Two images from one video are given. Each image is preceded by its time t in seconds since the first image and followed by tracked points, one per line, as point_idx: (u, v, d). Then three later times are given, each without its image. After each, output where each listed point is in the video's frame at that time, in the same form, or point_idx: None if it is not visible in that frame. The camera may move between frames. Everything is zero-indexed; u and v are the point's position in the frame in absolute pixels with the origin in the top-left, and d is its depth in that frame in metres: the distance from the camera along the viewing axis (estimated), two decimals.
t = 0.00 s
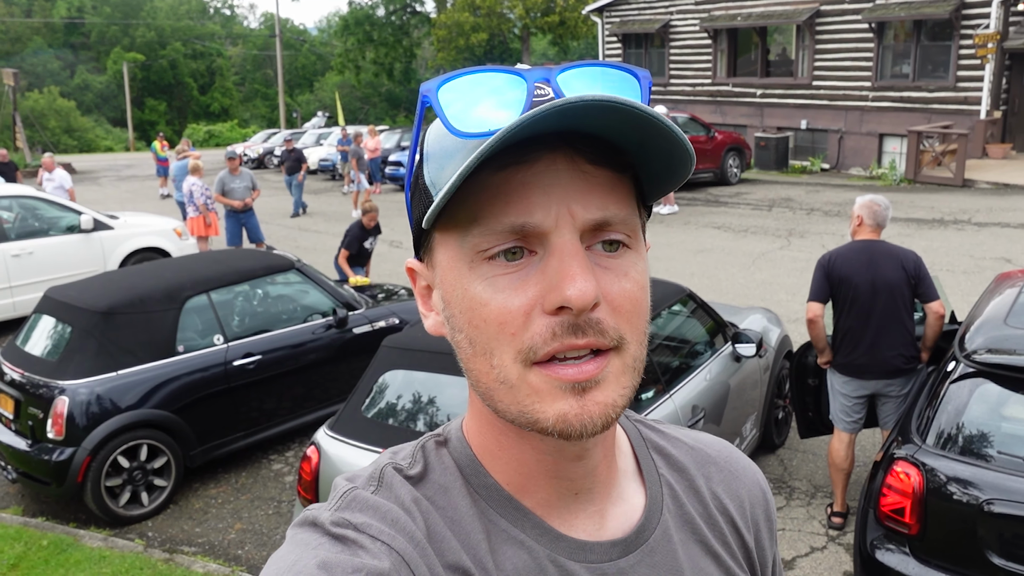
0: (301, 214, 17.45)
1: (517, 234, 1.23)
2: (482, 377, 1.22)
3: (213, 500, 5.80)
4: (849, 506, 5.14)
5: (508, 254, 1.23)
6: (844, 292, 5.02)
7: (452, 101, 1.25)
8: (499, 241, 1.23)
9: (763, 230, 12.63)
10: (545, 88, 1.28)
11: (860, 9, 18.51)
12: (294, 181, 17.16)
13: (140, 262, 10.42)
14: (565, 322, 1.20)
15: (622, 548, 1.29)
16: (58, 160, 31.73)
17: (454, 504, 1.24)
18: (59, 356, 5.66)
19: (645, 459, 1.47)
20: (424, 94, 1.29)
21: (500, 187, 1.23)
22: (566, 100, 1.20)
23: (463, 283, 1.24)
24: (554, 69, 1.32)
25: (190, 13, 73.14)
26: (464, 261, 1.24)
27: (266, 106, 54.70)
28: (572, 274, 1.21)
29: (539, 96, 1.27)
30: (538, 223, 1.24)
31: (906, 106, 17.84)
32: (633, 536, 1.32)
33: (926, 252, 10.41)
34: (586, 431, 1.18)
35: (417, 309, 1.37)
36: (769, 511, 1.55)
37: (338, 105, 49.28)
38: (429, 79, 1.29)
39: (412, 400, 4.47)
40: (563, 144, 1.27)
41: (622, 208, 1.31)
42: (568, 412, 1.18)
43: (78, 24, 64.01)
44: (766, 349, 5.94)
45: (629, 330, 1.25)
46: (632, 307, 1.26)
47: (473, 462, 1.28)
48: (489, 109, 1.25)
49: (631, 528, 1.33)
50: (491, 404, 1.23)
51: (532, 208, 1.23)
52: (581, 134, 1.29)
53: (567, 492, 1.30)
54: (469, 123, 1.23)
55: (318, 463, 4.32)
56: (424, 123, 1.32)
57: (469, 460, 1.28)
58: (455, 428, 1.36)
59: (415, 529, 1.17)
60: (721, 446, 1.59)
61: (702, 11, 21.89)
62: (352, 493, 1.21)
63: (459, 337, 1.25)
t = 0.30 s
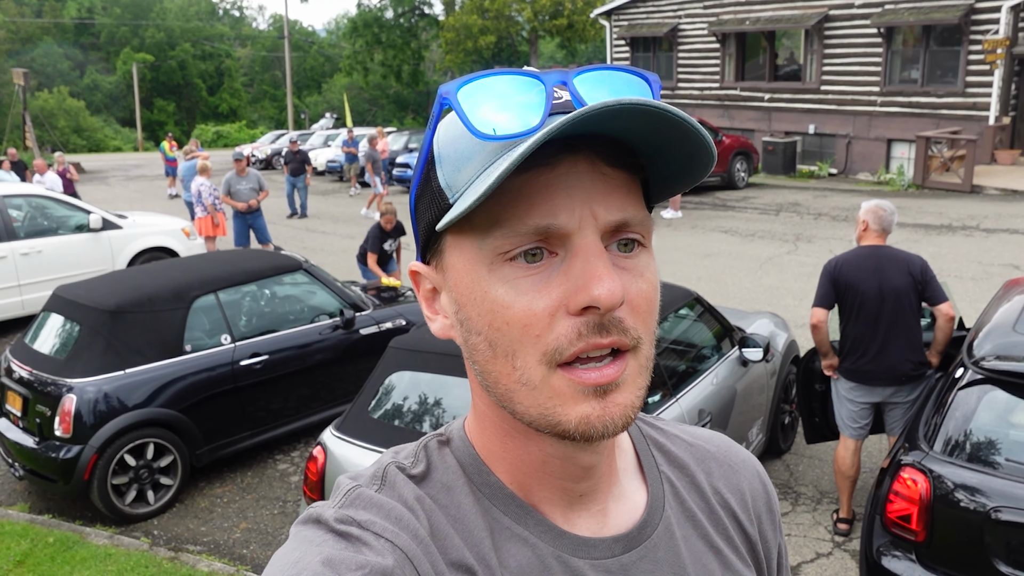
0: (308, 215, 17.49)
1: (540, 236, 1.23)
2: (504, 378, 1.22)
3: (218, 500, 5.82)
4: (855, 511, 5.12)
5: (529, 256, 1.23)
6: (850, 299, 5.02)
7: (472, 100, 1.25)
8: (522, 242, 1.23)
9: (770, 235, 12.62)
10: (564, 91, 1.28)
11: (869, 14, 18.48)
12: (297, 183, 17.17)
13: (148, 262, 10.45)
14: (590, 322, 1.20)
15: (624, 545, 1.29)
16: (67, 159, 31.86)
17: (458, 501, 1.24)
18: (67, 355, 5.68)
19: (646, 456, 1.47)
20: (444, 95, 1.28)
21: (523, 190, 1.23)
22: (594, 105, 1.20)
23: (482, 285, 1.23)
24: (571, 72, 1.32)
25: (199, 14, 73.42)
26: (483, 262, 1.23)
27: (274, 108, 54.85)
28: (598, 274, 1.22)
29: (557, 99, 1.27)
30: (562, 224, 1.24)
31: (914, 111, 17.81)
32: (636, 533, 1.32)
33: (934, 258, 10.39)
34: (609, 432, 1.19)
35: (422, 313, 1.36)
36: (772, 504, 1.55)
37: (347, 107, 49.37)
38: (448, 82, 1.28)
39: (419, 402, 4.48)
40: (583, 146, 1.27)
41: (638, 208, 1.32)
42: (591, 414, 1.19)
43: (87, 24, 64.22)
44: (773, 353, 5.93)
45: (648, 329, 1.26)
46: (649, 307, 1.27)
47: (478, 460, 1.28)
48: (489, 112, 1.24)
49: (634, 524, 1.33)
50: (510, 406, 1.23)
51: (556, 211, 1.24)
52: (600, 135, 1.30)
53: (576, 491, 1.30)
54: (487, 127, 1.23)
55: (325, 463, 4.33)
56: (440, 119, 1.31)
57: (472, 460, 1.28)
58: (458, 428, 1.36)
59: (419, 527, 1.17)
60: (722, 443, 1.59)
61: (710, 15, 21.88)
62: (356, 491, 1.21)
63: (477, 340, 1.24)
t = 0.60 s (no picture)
0: (313, 219, 17.52)
1: (530, 239, 1.23)
2: (497, 382, 1.21)
3: (221, 504, 5.81)
4: (859, 519, 5.11)
5: (520, 259, 1.23)
6: (855, 306, 5.01)
7: (458, 105, 1.25)
8: (513, 246, 1.23)
9: (774, 241, 12.60)
10: (552, 95, 1.27)
11: (875, 21, 18.46)
12: (295, 190, 17.24)
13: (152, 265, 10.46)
14: (580, 325, 1.20)
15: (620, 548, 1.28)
16: (72, 163, 31.95)
17: (453, 504, 1.24)
18: (71, 357, 5.69)
19: (640, 458, 1.45)
20: (433, 102, 1.27)
21: (512, 194, 1.23)
22: (578, 111, 1.20)
23: (473, 288, 1.23)
24: (561, 77, 1.31)
25: (205, 19, 73.66)
26: (475, 266, 1.23)
27: (279, 112, 54.97)
28: (588, 278, 1.21)
29: (546, 103, 1.25)
30: (551, 227, 1.23)
31: (919, 118, 17.79)
32: (630, 536, 1.31)
33: (939, 265, 10.37)
34: (601, 437, 1.19)
35: (417, 318, 1.37)
36: (774, 501, 1.52)
37: (352, 111, 49.45)
38: (438, 87, 1.27)
39: (422, 407, 4.47)
40: (572, 150, 1.27)
41: (628, 212, 1.32)
42: (582, 419, 1.19)
43: (93, 28, 64.39)
44: (777, 360, 5.92)
45: (638, 334, 1.26)
46: (639, 311, 1.26)
47: (473, 465, 1.28)
48: (483, 117, 1.24)
49: (628, 528, 1.32)
50: (503, 410, 1.22)
51: (544, 214, 1.23)
52: (589, 139, 1.29)
53: (568, 495, 1.29)
54: (473, 131, 1.22)
55: (328, 467, 4.32)
56: (431, 125, 1.31)
57: (469, 464, 1.28)
58: (454, 432, 1.35)
59: (413, 530, 1.17)
60: (723, 444, 1.57)
61: (715, 21, 21.89)
62: (350, 494, 1.22)
63: (468, 343, 1.24)
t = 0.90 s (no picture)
0: (313, 225, 17.53)
1: (527, 260, 1.22)
2: (498, 401, 1.21)
3: (221, 510, 5.80)
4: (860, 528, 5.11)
5: (519, 279, 1.23)
6: (856, 312, 5.01)
7: (457, 126, 1.25)
8: (509, 266, 1.22)
9: (775, 248, 12.61)
10: (547, 112, 1.27)
11: (874, 28, 18.50)
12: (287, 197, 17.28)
13: (153, 271, 10.46)
14: (577, 345, 1.18)
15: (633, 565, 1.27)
16: (73, 168, 31.96)
17: (464, 518, 1.24)
18: (72, 364, 5.68)
19: (653, 474, 1.44)
20: (428, 123, 1.28)
21: (510, 215, 1.23)
22: (564, 132, 1.20)
23: (474, 309, 1.23)
24: (557, 93, 1.30)
25: (206, 25, 73.81)
26: (474, 287, 1.23)
27: (280, 118, 55.03)
28: (584, 297, 1.20)
29: (541, 120, 1.25)
30: (547, 247, 1.23)
31: (918, 126, 17.83)
32: (643, 553, 1.30)
33: (939, 273, 10.37)
34: (603, 450, 1.17)
35: (426, 336, 1.37)
36: (787, 518, 1.51)
37: (352, 117, 49.48)
38: (431, 109, 1.28)
39: (423, 414, 4.46)
40: (569, 169, 1.26)
41: (630, 228, 1.30)
42: (583, 436, 1.17)
43: (94, 33, 64.47)
44: (779, 368, 5.92)
45: (639, 350, 1.24)
46: (642, 327, 1.25)
47: (485, 481, 1.27)
48: (491, 133, 1.24)
49: (641, 545, 1.31)
50: (504, 427, 1.22)
51: (539, 233, 1.23)
52: (587, 155, 1.28)
53: (577, 509, 1.28)
54: (467, 152, 1.22)
55: (329, 475, 4.31)
56: (428, 146, 1.32)
57: (481, 480, 1.27)
58: (468, 447, 1.35)
59: (426, 544, 1.17)
60: (735, 461, 1.56)
61: (716, 29, 21.94)
62: (363, 508, 1.22)
63: (470, 363, 1.24)
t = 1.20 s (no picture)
0: (307, 230, 17.52)
1: (534, 269, 1.23)
2: (504, 408, 1.21)
3: (214, 515, 5.79)
4: (854, 535, 5.12)
5: (526, 287, 1.23)
6: (850, 319, 5.03)
7: (474, 132, 1.26)
8: (517, 274, 1.23)
9: (769, 255, 12.64)
10: (560, 122, 1.28)
11: (869, 37, 18.58)
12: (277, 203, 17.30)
13: (147, 274, 10.44)
14: (582, 356, 1.19)
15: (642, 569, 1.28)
16: (67, 170, 31.87)
17: (476, 521, 1.24)
18: (66, 367, 5.67)
19: (660, 477, 1.44)
20: (441, 131, 1.29)
21: (519, 223, 1.23)
22: (572, 144, 1.21)
23: (482, 316, 1.24)
24: (570, 104, 1.31)
25: (202, 29, 73.83)
26: (483, 294, 1.24)
27: (275, 121, 54.99)
28: (589, 308, 1.21)
29: (553, 130, 1.26)
30: (553, 258, 1.23)
31: (912, 134, 17.90)
32: (651, 556, 1.30)
33: (932, 281, 10.42)
34: (606, 459, 1.18)
35: (440, 338, 1.37)
36: (793, 521, 1.51)
37: (348, 121, 49.49)
38: (446, 117, 1.30)
39: (418, 419, 4.46)
40: (578, 178, 1.27)
41: (639, 238, 1.30)
42: (586, 445, 1.18)
43: (90, 36, 64.35)
44: (773, 375, 5.93)
45: (645, 361, 1.23)
46: (649, 338, 1.25)
47: (497, 482, 1.27)
48: (510, 139, 1.25)
49: (649, 548, 1.31)
50: (511, 432, 1.22)
51: (546, 243, 1.23)
52: (598, 166, 1.28)
53: (587, 512, 1.28)
54: (485, 159, 1.23)
55: (324, 480, 4.30)
56: (441, 154, 1.33)
57: (493, 483, 1.27)
58: (479, 450, 1.35)
59: (440, 546, 1.17)
60: (741, 464, 1.56)
61: (711, 36, 22.01)
62: (377, 510, 1.22)
63: (478, 369, 1.25)
